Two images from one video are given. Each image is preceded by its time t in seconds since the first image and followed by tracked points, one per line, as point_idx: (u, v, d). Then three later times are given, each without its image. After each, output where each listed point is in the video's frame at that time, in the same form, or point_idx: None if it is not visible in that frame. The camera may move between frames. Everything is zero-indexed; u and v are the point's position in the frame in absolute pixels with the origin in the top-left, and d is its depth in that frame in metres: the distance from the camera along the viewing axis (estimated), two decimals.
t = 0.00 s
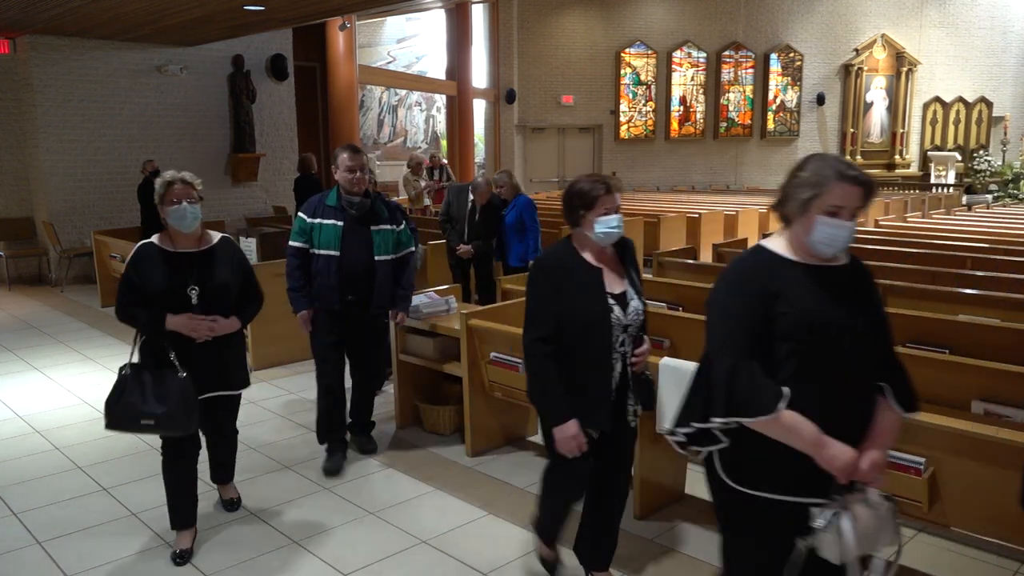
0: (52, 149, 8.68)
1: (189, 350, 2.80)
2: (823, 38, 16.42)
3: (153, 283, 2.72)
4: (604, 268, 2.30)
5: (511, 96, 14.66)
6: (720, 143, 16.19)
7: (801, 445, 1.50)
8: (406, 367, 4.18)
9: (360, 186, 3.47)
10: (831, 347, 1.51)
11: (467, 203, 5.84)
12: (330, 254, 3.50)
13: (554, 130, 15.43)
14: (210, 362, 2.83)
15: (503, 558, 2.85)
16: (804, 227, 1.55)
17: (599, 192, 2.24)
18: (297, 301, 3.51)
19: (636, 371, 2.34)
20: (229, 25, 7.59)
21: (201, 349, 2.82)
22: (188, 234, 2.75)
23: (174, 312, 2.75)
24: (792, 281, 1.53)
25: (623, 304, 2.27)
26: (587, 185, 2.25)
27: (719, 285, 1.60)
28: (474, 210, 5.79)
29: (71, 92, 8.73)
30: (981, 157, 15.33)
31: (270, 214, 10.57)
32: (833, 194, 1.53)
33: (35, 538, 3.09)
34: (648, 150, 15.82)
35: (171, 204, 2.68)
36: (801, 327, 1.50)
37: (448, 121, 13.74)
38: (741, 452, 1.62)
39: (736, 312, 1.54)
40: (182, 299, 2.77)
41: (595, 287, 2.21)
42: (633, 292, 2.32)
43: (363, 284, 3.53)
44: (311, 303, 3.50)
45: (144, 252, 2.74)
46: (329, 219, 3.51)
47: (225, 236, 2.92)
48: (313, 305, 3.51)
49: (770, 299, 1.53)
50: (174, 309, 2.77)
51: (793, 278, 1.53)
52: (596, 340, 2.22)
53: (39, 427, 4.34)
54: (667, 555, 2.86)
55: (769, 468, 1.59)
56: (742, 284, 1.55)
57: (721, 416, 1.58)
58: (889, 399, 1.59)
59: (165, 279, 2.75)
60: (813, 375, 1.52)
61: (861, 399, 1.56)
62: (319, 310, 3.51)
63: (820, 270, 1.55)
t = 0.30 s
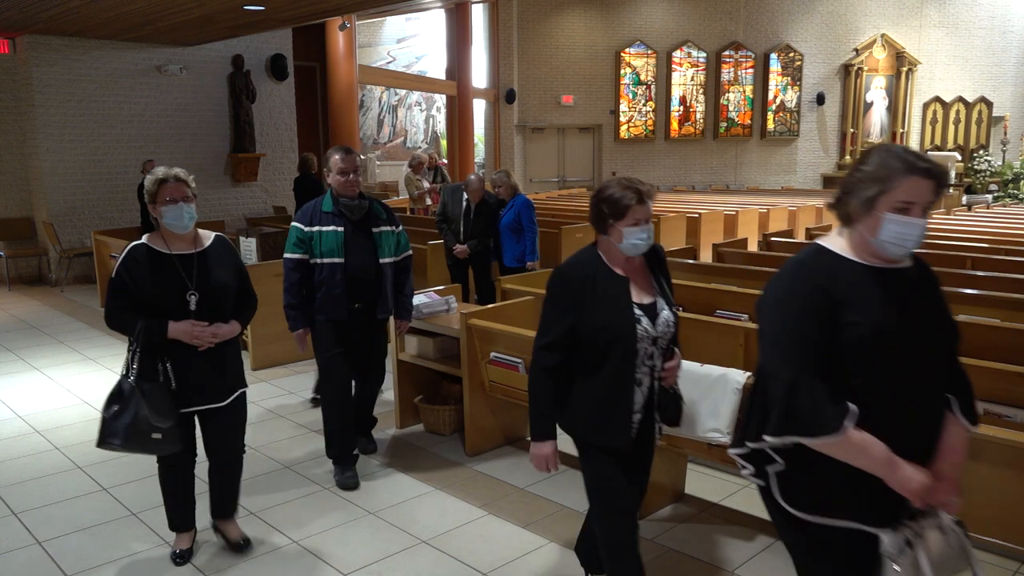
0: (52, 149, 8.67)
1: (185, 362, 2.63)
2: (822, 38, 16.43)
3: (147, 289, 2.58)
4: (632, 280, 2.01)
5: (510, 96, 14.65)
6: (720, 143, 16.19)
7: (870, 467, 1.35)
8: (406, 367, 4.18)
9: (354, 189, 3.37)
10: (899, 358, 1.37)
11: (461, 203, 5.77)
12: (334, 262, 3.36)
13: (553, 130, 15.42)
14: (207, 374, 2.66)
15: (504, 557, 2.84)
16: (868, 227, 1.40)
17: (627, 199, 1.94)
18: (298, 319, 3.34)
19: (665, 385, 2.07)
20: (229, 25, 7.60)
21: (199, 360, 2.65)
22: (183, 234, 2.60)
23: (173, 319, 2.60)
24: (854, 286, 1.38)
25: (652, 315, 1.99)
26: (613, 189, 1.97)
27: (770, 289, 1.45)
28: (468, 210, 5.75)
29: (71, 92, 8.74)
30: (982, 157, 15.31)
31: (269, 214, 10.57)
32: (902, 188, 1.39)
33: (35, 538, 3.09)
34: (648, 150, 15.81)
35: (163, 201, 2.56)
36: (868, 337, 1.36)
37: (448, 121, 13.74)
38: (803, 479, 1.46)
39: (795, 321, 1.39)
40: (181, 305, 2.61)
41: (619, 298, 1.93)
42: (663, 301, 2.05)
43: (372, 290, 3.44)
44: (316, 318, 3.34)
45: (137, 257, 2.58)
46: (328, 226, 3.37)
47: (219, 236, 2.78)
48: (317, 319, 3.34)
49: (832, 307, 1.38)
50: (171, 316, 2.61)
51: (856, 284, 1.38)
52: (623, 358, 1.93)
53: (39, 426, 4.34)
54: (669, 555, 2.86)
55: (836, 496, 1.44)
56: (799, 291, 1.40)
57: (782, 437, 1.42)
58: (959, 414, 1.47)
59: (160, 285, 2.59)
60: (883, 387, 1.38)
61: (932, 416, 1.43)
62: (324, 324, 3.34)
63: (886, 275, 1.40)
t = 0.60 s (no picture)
0: (52, 149, 8.67)
1: (202, 380, 2.50)
2: (823, 38, 16.43)
3: (172, 299, 2.45)
4: (664, 293, 1.91)
5: (511, 96, 14.65)
6: (720, 143, 16.15)
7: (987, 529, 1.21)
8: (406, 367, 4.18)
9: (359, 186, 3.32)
10: (1003, 403, 1.23)
11: (455, 203, 5.82)
12: (338, 263, 3.27)
13: (553, 130, 15.42)
14: (224, 394, 2.51)
15: (505, 558, 2.84)
16: (951, 250, 1.27)
17: (657, 207, 1.83)
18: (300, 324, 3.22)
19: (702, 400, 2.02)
20: (229, 25, 7.60)
21: (217, 379, 2.51)
22: (207, 246, 2.46)
23: (195, 332, 2.47)
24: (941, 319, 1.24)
25: (690, 329, 1.93)
26: (641, 199, 1.84)
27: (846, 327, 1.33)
28: (462, 209, 5.79)
29: (71, 92, 8.73)
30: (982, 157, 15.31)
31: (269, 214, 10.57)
32: (991, 206, 1.25)
33: (36, 538, 3.09)
34: (648, 150, 15.80)
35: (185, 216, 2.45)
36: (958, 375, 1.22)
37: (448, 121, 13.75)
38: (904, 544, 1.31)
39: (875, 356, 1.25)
40: (205, 317, 2.48)
41: (654, 315, 1.81)
42: (698, 313, 1.97)
43: (374, 293, 3.35)
44: (322, 322, 3.27)
45: (159, 266, 2.44)
46: (332, 225, 3.29)
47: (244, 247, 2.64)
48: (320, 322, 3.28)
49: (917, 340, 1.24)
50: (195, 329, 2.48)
51: (942, 319, 1.24)
52: (664, 381, 1.82)
53: (39, 426, 4.34)
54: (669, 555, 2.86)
55: (933, 557, 1.29)
56: (876, 323, 1.27)
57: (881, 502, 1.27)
58: None
59: (183, 295, 2.46)
60: (988, 437, 1.23)
61: None
62: (331, 330, 3.29)
63: (971, 303, 1.27)
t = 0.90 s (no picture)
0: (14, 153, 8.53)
1: (185, 389, 2.45)
2: (790, 37, 16.65)
3: (160, 306, 2.40)
4: (668, 299, 1.88)
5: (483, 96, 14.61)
6: (691, 142, 16.31)
7: None
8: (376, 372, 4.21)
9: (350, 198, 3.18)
10: None
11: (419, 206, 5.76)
12: (326, 278, 3.17)
13: (524, 130, 15.41)
14: (206, 404, 2.47)
15: (476, 559, 2.87)
16: (1018, 253, 1.28)
17: (663, 208, 1.82)
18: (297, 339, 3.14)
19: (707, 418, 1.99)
20: (196, 26, 7.53)
21: (202, 387, 2.47)
22: (192, 249, 2.42)
23: (182, 339, 2.42)
24: (1008, 324, 1.28)
25: (693, 337, 1.88)
26: (648, 200, 1.83)
27: (902, 328, 1.39)
28: (427, 211, 5.72)
29: (33, 94, 8.61)
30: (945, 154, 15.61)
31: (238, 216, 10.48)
32: None
33: None
34: (619, 149, 15.89)
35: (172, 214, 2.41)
36: (1015, 381, 1.28)
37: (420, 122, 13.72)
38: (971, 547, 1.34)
39: (931, 364, 1.31)
40: (196, 325, 2.43)
41: (658, 321, 1.80)
42: (702, 322, 1.92)
43: (363, 310, 3.25)
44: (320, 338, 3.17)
45: (143, 271, 2.39)
46: (321, 238, 3.17)
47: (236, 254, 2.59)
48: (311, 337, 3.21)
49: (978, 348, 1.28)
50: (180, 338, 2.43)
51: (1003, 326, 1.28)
52: (666, 386, 1.82)
53: None
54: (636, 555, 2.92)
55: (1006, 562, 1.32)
56: (932, 327, 1.32)
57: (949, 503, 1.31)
58: None
59: (171, 303, 2.41)
60: None
61: None
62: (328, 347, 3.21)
63: None
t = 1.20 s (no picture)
0: None
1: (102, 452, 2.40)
2: (699, 44, 17.15)
3: (63, 369, 2.29)
4: (635, 337, 1.93)
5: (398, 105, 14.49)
6: (607, 148, 16.63)
7: None
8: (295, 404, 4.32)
9: (289, 213, 3.25)
10: None
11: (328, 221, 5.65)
12: (264, 299, 3.25)
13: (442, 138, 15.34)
14: (125, 466, 2.43)
15: None
16: (1014, 295, 1.30)
17: (627, 244, 1.87)
18: (226, 367, 3.24)
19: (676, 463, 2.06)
20: (94, 38, 7.28)
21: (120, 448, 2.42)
22: (89, 296, 2.30)
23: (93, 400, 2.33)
24: (999, 360, 1.29)
25: (661, 379, 1.93)
26: (612, 237, 1.88)
27: (900, 356, 1.40)
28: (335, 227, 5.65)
29: None
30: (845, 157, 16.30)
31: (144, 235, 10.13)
32: None
33: None
34: (536, 156, 16.05)
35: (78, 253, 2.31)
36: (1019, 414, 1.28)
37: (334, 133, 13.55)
38: None
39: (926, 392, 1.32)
40: (104, 383, 2.34)
41: (626, 361, 1.84)
42: (669, 362, 1.98)
43: (307, 331, 3.32)
44: (246, 368, 3.27)
45: (38, 327, 2.29)
46: (258, 256, 3.25)
47: (144, 293, 2.48)
48: (240, 363, 3.27)
49: (968, 381, 1.29)
50: (88, 399, 2.34)
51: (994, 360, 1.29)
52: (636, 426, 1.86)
53: None
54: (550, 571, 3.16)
55: None
56: (931, 360, 1.33)
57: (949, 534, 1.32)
58: None
59: (76, 362, 2.31)
60: None
61: None
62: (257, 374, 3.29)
63: None
